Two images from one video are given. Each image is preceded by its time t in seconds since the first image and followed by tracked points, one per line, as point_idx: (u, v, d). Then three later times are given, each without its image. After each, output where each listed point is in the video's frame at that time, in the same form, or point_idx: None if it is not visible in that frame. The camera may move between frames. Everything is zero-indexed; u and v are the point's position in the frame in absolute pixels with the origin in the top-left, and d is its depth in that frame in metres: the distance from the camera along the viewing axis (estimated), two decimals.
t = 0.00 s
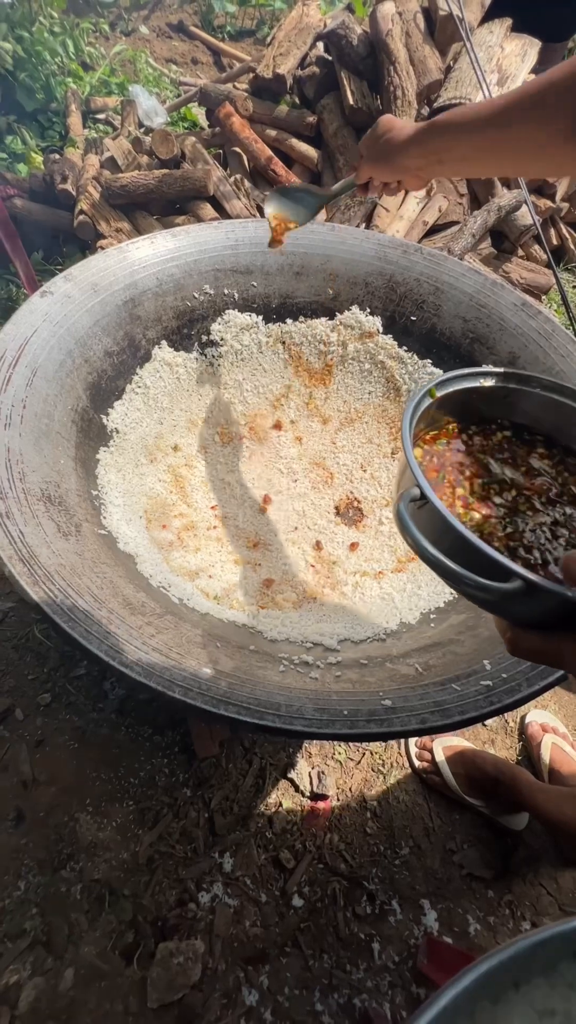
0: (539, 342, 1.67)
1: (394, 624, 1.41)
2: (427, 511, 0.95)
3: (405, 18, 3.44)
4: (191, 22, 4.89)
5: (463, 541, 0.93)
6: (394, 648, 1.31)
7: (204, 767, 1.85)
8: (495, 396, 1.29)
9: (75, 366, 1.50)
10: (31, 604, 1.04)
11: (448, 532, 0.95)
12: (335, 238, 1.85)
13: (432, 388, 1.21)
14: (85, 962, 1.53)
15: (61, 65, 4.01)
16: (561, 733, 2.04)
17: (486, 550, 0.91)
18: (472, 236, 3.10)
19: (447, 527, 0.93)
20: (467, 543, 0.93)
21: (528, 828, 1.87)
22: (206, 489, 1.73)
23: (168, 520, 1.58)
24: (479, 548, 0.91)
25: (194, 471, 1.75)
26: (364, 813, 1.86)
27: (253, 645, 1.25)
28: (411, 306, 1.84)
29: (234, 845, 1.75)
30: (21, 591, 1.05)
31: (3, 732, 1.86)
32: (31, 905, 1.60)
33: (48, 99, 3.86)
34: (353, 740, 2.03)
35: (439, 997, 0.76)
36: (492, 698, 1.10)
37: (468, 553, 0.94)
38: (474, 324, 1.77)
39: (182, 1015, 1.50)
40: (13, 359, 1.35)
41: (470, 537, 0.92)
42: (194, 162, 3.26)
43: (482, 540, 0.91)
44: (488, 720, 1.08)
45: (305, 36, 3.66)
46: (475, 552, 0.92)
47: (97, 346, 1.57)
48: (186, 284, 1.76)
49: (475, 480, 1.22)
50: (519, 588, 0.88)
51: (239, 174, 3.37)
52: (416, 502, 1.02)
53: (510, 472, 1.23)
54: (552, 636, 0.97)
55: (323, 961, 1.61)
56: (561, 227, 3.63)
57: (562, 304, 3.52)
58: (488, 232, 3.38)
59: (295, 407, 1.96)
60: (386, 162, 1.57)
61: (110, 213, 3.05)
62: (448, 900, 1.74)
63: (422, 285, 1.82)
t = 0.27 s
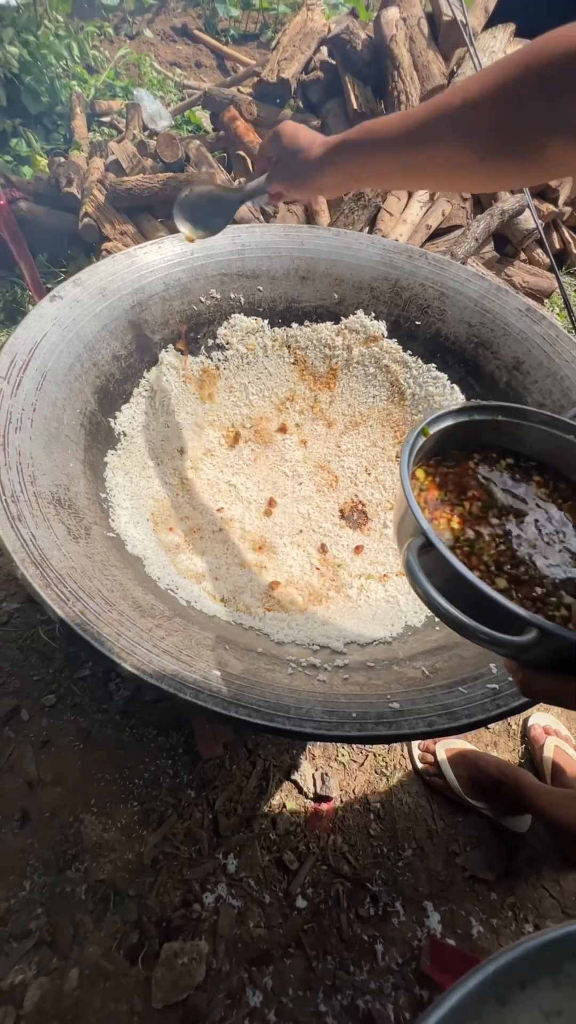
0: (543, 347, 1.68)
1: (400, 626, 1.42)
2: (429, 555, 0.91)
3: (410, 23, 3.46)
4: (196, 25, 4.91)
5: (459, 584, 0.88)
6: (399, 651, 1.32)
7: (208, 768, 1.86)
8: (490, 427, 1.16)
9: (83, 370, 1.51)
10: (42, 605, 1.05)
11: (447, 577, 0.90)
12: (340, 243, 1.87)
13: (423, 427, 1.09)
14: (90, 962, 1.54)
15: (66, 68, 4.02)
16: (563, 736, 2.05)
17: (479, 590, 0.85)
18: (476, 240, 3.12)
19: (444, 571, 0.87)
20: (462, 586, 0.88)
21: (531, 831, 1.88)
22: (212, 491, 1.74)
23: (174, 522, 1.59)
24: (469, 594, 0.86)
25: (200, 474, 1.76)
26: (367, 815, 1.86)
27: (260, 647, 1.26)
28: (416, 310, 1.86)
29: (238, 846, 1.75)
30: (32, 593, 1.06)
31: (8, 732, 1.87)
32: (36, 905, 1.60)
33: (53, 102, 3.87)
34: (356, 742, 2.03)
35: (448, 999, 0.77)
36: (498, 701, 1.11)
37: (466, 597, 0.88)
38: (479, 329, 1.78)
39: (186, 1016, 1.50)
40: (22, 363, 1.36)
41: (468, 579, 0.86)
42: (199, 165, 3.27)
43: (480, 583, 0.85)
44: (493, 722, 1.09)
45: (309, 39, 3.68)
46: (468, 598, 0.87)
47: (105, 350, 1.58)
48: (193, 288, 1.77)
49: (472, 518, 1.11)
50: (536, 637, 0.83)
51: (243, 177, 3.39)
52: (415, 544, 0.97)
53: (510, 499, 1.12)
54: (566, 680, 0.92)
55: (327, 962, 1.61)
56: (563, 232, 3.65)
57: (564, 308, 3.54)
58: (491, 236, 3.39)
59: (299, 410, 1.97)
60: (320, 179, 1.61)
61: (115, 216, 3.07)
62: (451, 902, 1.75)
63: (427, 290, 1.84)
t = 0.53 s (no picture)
0: (545, 351, 1.69)
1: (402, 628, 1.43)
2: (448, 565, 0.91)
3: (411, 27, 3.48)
4: (198, 27, 4.92)
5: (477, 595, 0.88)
6: (402, 652, 1.33)
7: (210, 769, 1.87)
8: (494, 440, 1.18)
9: (88, 372, 1.52)
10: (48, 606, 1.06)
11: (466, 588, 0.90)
12: (343, 247, 1.88)
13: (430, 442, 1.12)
14: (92, 962, 1.54)
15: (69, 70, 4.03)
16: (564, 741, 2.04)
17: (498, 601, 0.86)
18: (477, 243, 3.13)
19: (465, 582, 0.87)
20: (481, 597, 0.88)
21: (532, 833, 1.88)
22: (215, 493, 1.75)
23: (178, 524, 1.60)
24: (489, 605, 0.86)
25: (203, 476, 1.77)
26: (369, 816, 1.87)
27: (264, 648, 1.27)
28: (418, 313, 1.86)
29: (240, 847, 1.76)
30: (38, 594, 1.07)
31: (11, 733, 1.87)
32: (39, 905, 1.61)
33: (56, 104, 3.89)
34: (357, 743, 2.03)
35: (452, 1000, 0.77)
36: (501, 703, 1.11)
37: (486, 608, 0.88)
38: (481, 332, 1.79)
39: (188, 1016, 1.50)
40: (28, 365, 1.37)
41: (490, 594, 0.86)
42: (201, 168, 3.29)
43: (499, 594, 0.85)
44: (496, 723, 1.09)
45: (312, 43, 3.70)
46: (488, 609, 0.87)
47: (109, 353, 1.59)
48: (197, 291, 1.78)
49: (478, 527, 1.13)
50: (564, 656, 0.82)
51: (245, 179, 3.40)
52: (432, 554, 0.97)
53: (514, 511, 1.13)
54: None
55: (328, 963, 1.62)
56: (564, 234, 3.65)
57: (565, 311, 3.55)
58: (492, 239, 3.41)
59: (302, 412, 1.98)
60: (293, 218, 1.51)
61: (118, 218, 3.08)
62: (452, 903, 1.75)
63: (429, 293, 1.85)
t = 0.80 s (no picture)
0: (544, 352, 1.70)
1: (402, 627, 1.43)
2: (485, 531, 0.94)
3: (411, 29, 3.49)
4: (198, 29, 4.93)
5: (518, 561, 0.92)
6: (402, 651, 1.33)
7: (210, 769, 1.87)
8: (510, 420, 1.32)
9: (88, 373, 1.52)
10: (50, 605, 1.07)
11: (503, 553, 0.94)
12: (343, 248, 1.88)
13: (456, 417, 1.22)
14: (92, 962, 1.54)
15: (70, 71, 4.04)
16: (563, 748, 2.02)
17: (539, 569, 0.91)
18: (476, 244, 3.15)
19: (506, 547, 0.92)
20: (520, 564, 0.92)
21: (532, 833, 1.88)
22: (215, 493, 1.75)
23: (179, 524, 1.61)
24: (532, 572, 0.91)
25: (203, 476, 1.77)
26: (369, 816, 1.87)
27: (264, 647, 1.28)
28: (418, 314, 1.87)
29: (240, 847, 1.76)
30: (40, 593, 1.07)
31: (11, 732, 1.87)
32: (39, 905, 1.61)
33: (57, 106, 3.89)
34: (357, 744, 2.04)
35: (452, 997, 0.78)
36: (500, 702, 1.12)
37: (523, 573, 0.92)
38: (481, 333, 1.79)
39: (188, 1016, 1.50)
40: (29, 365, 1.37)
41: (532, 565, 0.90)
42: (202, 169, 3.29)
43: (539, 566, 0.90)
44: (496, 722, 1.10)
45: (312, 45, 3.71)
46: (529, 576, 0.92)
47: (110, 353, 1.59)
48: (197, 292, 1.78)
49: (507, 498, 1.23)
50: None
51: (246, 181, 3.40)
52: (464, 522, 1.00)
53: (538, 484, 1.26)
54: None
55: (328, 963, 1.62)
56: (564, 236, 3.65)
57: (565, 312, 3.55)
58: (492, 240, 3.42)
59: (302, 413, 1.98)
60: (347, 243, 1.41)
61: (119, 219, 3.08)
62: (452, 903, 1.75)
63: (429, 294, 1.85)
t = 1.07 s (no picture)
0: (542, 350, 1.70)
1: (399, 625, 1.43)
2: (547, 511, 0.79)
3: (409, 29, 3.49)
4: (196, 29, 4.93)
5: None
6: (400, 649, 1.33)
7: (208, 768, 1.87)
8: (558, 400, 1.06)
9: (86, 371, 1.52)
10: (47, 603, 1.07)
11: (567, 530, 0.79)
12: (341, 246, 1.88)
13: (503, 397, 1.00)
14: (90, 960, 1.54)
15: (69, 72, 4.04)
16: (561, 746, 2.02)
17: None
18: (475, 244, 3.16)
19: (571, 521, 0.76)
20: None
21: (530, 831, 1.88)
22: (213, 491, 1.75)
23: (176, 522, 1.61)
24: None
25: (201, 475, 1.77)
26: (367, 815, 1.87)
27: (262, 645, 1.28)
28: (416, 313, 1.87)
29: (238, 846, 1.75)
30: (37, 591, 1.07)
31: (9, 731, 1.87)
32: (38, 904, 1.61)
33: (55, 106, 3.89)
34: (356, 742, 2.03)
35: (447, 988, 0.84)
36: (497, 698, 1.12)
37: None
38: (478, 332, 1.79)
39: (186, 1015, 1.50)
40: (26, 363, 1.37)
41: None
42: (200, 169, 3.29)
43: None
44: (493, 718, 1.10)
45: (310, 45, 3.71)
46: None
47: (107, 352, 1.60)
48: (195, 290, 1.78)
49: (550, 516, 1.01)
50: None
51: (244, 180, 3.41)
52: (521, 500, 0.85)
53: None
54: None
55: (327, 961, 1.61)
56: (562, 235, 3.64)
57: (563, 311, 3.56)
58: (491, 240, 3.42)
59: (300, 412, 1.98)
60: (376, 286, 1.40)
61: (117, 219, 3.08)
62: (450, 901, 1.75)
63: (427, 293, 1.86)
